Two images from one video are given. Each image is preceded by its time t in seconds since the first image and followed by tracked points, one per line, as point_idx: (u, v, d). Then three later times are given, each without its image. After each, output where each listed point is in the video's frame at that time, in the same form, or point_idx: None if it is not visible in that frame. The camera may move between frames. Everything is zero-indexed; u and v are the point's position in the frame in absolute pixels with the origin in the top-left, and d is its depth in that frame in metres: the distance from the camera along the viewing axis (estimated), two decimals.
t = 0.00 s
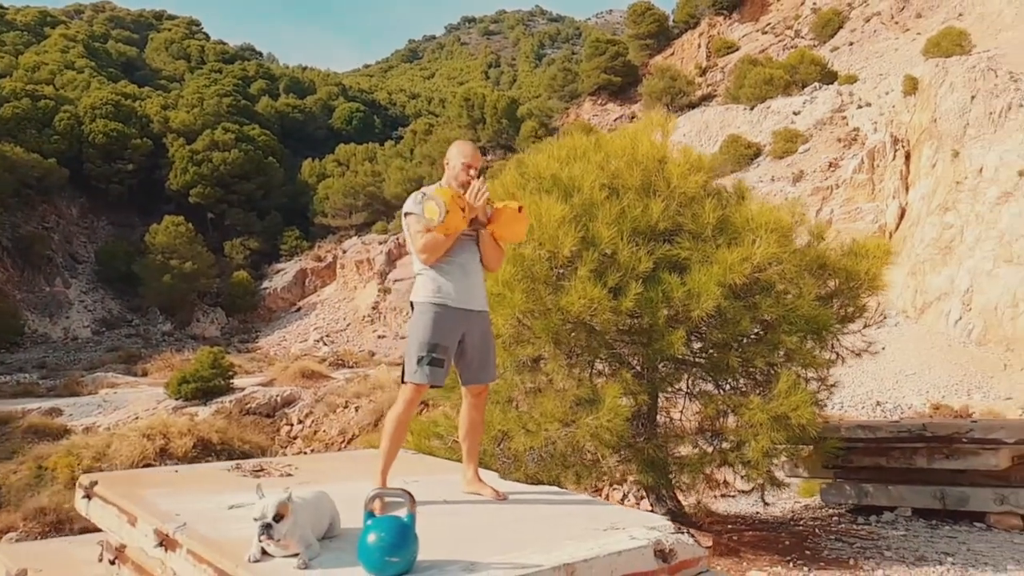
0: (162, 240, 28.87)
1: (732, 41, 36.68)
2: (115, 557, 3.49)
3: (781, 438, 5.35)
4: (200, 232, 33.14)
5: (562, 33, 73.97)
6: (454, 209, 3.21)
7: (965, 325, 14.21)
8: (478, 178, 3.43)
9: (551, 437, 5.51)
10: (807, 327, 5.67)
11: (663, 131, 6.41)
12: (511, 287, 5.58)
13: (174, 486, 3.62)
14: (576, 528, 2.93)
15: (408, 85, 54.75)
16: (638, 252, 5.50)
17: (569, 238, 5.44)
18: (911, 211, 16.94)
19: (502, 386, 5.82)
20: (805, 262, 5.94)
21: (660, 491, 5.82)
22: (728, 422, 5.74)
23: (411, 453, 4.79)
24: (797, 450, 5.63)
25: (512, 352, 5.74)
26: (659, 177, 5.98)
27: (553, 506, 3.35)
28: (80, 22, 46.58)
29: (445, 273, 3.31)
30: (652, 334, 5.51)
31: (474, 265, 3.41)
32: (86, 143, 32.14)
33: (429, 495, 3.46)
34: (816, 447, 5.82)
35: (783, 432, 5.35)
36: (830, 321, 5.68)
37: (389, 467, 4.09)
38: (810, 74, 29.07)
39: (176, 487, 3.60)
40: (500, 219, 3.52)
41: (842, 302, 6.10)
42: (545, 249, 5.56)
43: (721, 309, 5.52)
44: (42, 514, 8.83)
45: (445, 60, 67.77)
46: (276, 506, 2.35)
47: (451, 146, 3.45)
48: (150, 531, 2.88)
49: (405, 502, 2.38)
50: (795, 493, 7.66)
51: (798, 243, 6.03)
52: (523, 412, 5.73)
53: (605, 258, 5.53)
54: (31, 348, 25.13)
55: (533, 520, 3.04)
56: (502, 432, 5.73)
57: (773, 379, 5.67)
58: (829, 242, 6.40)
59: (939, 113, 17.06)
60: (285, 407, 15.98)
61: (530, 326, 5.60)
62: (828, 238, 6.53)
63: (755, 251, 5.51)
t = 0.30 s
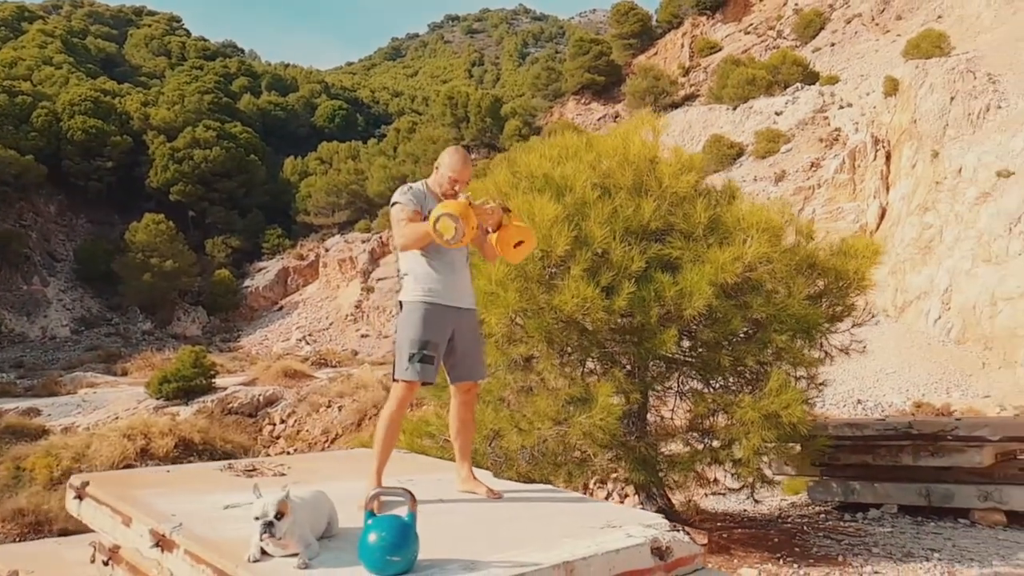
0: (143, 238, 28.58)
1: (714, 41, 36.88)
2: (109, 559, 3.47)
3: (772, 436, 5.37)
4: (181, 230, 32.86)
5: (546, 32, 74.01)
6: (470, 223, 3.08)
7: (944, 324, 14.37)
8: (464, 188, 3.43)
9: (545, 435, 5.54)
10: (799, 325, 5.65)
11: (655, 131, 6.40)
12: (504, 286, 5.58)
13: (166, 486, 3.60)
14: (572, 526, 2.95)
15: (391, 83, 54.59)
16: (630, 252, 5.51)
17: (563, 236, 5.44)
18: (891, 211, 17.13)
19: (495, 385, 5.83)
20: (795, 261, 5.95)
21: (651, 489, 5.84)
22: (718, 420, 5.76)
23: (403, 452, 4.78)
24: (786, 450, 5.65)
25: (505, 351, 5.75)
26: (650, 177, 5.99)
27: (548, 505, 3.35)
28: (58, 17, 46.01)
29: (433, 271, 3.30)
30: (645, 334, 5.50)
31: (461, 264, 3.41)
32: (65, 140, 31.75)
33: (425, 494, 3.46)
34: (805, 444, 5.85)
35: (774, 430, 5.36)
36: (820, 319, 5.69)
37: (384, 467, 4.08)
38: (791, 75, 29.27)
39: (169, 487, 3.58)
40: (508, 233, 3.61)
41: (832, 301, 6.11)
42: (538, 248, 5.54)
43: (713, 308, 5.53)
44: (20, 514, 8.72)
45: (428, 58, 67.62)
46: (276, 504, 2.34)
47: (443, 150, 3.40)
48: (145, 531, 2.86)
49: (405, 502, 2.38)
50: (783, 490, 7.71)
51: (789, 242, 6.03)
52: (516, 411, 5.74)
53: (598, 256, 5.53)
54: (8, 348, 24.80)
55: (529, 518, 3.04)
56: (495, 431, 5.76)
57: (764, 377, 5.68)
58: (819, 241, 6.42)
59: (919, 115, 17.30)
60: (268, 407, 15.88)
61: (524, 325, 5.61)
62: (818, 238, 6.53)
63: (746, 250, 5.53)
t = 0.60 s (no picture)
0: (124, 237, 28.31)
1: (698, 41, 37.05)
2: (101, 560, 3.45)
3: (762, 435, 5.39)
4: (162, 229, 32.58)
5: (530, 31, 74.09)
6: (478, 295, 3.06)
7: (924, 323, 14.53)
8: (450, 190, 3.44)
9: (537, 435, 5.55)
10: (788, 325, 5.68)
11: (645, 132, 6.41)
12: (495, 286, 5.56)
13: (159, 486, 3.58)
14: (568, 524, 2.95)
15: (374, 82, 54.46)
16: (622, 252, 5.52)
17: (555, 236, 5.43)
18: (872, 211, 17.30)
19: (486, 385, 5.82)
20: (784, 261, 5.98)
21: (642, 488, 5.84)
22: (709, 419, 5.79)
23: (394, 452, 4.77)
24: (776, 449, 5.68)
25: (496, 351, 5.74)
26: (641, 177, 6.01)
27: (543, 504, 3.37)
28: (36, 14, 45.47)
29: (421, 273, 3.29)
30: (638, 334, 5.51)
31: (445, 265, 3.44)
32: (44, 138, 31.39)
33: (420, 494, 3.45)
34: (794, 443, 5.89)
35: (764, 428, 5.39)
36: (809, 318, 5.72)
37: (378, 467, 4.07)
38: (774, 75, 29.44)
39: (162, 488, 3.56)
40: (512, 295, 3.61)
41: (820, 300, 6.14)
42: (530, 248, 5.52)
43: (703, 308, 5.55)
44: None
45: (412, 57, 67.53)
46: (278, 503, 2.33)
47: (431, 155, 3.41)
48: (139, 532, 2.84)
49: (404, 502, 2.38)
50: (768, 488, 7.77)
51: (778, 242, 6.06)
52: (508, 411, 5.73)
53: (590, 256, 5.53)
54: None
55: (526, 518, 3.05)
56: (488, 430, 5.75)
57: (754, 376, 5.70)
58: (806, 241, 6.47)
59: (900, 116, 17.47)
60: (251, 407, 15.80)
61: (517, 324, 5.61)
62: (807, 237, 6.56)
63: (736, 250, 5.56)
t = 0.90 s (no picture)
0: (105, 237, 28.04)
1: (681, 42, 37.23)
2: (95, 562, 3.43)
3: (753, 434, 5.42)
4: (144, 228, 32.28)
5: (515, 31, 74.10)
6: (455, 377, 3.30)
7: (906, 322, 14.67)
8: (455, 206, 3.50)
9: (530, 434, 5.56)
10: (778, 325, 5.71)
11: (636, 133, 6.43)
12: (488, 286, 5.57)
13: (153, 487, 3.57)
14: (564, 523, 2.98)
15: (358, 80, 54.30)
16: (614, 252, 5.55)
17: (548, 236, 5.46)
18: (855, 212, 17.44)
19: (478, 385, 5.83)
20: (773, 261, 6.02)
21: (633, 488, 5.86)
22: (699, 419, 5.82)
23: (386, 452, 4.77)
24: (767, 448, 5.72)
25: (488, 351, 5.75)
26: (632, 177, 6.04)
27: (538, 504, 3.39)
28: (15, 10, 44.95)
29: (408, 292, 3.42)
30: (630, 334, 5.53)
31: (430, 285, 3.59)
32: (23, 136, 31.02)
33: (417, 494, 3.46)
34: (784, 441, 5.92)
35: (754, 428, 5.42)
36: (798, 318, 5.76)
37: (372, 467, 4.08)
38: (758, 76, 29.59)
39: (155, 488, 3.55)
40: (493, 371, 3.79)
41: (808, 300, 6.19)
42: (523, 248, 5.54)
43: (694, 308, 5.58)
44: None
45: (396, 56, 67.39)
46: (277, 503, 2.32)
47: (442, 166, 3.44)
48: (135, 533, 2.83)
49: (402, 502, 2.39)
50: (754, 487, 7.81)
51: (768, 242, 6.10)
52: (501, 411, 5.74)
53: (582, 256, 5.56)
54: None
55: (522, 517, 3.07)
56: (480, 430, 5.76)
57: (744, 376, 5.73)
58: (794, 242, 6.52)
59: (882, 117, 17.61)
60: (234, 408, 15.71)
61: (510, 324, 5.63)
62: (795, 238, 6.60)
63: (727, 251, 5.60)
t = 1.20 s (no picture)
0: (86, 236, 27.77)
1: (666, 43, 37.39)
2: (90, 562, 3.43)
3: (744, 433, 5.46)
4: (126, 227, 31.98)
5: (500, 31, 74.07)
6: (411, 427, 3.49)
7: (888, 322, 14.82)
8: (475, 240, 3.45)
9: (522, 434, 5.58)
10: (769, 325, 5.75)
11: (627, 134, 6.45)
12: (481, 287, 5.57)
13: (147, 487, 3.55)
14: (559, 522, 3.00)
15: (342, 79, 54.10)
16: (606, 251, 5.57)
17: (541, 236, 5.46)
18: (838, 212, 17.59)
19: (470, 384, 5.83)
20: (762, 261, 6.06)
21: (624, 486, 5.89)
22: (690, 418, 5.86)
23: (379, 451, 4.76)
24: (756, 447, 5.76)
25: (481, 351, 5.75)
26: (624, 178, 6.06)
27: (533, 503, 3.42)
28: None
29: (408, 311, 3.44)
30: (622, 334, 5.55)
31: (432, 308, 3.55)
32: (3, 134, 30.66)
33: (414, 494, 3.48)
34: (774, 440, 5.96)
35: (745, 427, 5.45)
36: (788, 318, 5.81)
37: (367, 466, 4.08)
38: (742, 78, 29.74)
39: (149, 487, 3.53)
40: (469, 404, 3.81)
41: (797, 300, 6.23)
42: (516, 247, 5.54)
43: (685, 308, 5.61)
44: None
45: (381, 55, 67.20)
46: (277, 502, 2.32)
47: (468, 202, 3.36)
48: (132, 533, 2.80)
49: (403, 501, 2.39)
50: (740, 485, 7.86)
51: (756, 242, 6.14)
52: (492, 410, 5.75)
53: (575, 256, 5.57)
54: None
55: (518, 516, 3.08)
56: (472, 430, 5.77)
57: (735, 375, 5.76)
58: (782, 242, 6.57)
59: (865, 119, 17.75)
60: (218, 408, 15.64)
61: (503, 323, 5.63)
62: (783, 238, 6.65)
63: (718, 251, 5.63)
